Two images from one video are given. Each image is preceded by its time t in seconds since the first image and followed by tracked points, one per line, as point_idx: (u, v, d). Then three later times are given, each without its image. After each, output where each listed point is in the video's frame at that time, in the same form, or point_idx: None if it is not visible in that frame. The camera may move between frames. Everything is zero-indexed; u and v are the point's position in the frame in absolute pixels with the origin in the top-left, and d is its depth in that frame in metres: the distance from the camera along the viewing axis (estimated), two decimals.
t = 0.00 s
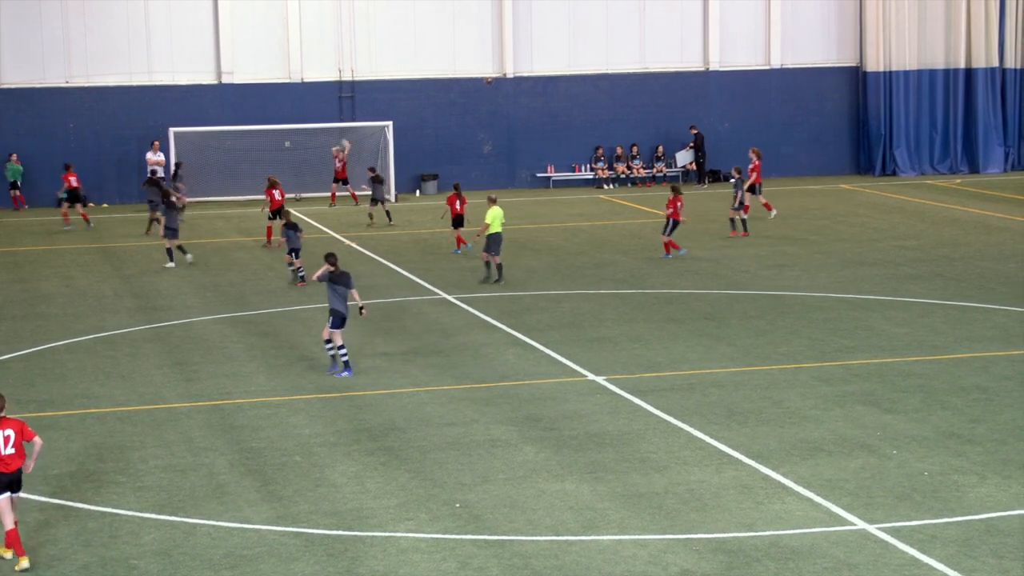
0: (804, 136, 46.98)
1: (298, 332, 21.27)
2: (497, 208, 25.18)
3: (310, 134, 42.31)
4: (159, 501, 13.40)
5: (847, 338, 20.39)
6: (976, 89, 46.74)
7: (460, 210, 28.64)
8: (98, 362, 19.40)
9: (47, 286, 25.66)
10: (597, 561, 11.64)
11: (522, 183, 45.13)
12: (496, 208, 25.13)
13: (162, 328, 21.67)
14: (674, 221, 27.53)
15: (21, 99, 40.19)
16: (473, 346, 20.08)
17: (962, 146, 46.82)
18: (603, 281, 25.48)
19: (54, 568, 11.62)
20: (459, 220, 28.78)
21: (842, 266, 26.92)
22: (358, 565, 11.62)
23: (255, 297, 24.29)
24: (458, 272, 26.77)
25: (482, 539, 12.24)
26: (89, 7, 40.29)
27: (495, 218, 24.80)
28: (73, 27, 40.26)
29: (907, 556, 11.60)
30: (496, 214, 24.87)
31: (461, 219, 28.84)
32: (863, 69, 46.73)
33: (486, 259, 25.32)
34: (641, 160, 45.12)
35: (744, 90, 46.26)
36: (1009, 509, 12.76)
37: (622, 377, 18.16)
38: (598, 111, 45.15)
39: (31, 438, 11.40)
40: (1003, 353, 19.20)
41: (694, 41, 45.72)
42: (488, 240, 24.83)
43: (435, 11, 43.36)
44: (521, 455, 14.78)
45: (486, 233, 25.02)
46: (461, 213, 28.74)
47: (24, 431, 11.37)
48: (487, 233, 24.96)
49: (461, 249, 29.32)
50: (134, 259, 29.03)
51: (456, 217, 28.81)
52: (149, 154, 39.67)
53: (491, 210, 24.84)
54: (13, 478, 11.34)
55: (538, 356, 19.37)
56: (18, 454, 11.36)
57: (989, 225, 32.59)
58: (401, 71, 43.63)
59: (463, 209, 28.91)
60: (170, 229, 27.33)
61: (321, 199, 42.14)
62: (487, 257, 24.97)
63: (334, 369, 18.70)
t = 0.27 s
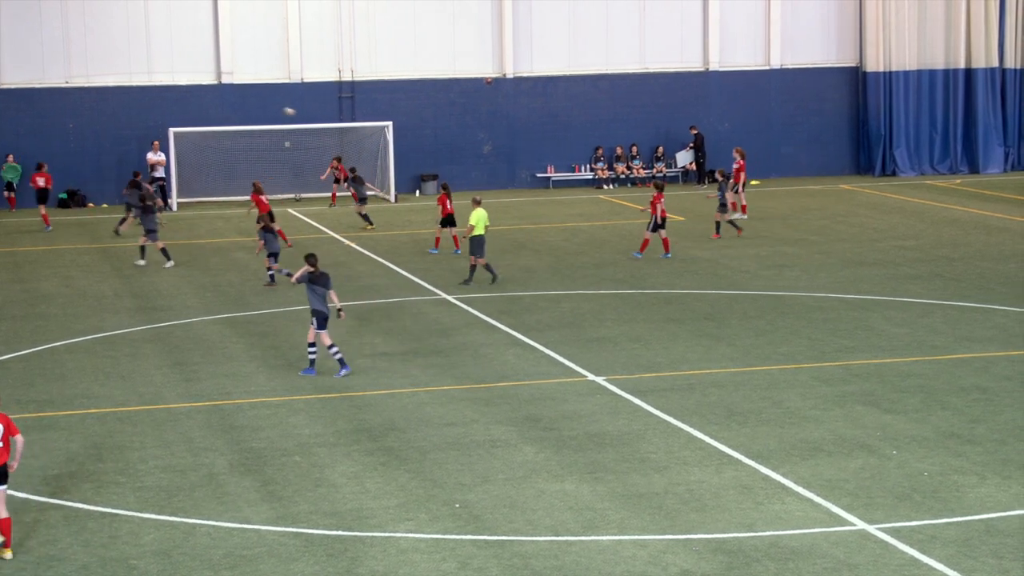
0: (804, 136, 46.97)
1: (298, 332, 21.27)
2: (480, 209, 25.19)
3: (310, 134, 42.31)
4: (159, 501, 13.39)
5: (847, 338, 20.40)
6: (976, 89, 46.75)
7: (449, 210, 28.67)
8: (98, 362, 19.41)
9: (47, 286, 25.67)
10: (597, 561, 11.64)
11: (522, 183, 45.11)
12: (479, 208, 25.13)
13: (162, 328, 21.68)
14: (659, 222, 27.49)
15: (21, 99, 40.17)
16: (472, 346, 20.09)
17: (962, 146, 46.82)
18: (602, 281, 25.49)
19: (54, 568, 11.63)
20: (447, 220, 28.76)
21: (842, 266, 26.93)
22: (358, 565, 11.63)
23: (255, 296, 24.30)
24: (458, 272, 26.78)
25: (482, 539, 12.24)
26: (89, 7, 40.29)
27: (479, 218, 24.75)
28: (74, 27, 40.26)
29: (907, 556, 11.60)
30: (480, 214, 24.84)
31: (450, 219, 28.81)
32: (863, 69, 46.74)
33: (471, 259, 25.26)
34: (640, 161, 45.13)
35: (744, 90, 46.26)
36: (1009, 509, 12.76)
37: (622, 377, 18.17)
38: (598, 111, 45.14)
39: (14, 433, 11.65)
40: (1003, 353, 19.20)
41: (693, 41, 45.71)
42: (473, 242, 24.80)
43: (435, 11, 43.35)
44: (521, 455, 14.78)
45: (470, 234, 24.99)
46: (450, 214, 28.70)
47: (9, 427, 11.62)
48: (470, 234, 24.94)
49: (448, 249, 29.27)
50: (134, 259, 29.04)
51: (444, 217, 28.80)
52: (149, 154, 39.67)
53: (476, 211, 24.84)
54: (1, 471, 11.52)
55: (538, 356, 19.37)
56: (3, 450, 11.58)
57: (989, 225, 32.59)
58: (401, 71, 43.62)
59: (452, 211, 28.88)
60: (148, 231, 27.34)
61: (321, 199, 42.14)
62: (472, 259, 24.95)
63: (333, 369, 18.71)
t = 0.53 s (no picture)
0: (803, 136, 46.98)
1: (298, 332, 21.28)
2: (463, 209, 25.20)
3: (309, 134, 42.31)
4: (159, 502, 13.39)
5: (847, 338, 20.40)
6: (976, 89, 46.76)
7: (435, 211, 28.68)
8: (97, 362, 19.41)
9: (47, 286, 25.67)
10: (596, 561, 11.64)
11: (522, 183, 45.11)
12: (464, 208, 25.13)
13: (161, 329, 21.68)
14: (644, 222, 27.48)
15: (21, 99, 40.16)
16: (472, 346, 20.09)
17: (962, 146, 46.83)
18: (602, 281, 25.49)
19: (54, 568, 11.63)
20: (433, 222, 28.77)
21: (841, 267, 26.93)
22: (357, 565, 11.63)
23: (254, 297, 24.31)
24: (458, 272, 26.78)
25: (481, 539, 12.24)
26: (88, 7, 40.28)
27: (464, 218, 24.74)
28: (73, 27, 40.26)
29: (906, 556, 11.60)
30: (465, 214, 24.84)
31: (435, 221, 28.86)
32: (862, 69, 46.75)
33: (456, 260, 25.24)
34: (640, 161, 45.13)
35: (744, 90, 46.27)
36: (1009, 509, 12.75)
37: (622, 378, 18.17)
38: (597, 111, 45.14)
39: None
40: (1002, 353, 19.20)
41: (693, 41, 45.71)
42: (459, 242, 24.77)
43: (435, 11, 43.36)
44: (520, 455, 14.78)
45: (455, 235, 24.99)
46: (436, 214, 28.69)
47: None
48: (456, 234, 24.93)
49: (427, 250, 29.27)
50: (133, 259, 29.04)
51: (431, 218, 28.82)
52: (149, 154, 39.66)
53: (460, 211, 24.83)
54: None
55: (537, 356, 19.38)
56: None
57: (988, 226, 32.60)
58: (401, 71, 43.61)
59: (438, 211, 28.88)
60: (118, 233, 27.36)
61: (322, 200, 42.14)
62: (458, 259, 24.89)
63: (332, 370, 18.71)
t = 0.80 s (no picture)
0: (803, 136, 46.99)
1: (297, 332, 21.28)
2: (447, 210, 25.14)
3: (309, 134, 42.31)
4: (158, 502, 13.39)
5: (846, 338, 20.40)
6: (975, 90, 46.77)
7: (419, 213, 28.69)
8: (97, 362, 19.41)
9: (46, 286, 25.67)
10: (596, 561, 11.64)
11: (521, 183, 45.10)
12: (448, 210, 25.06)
13: (161, 329, 21.68)
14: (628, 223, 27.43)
15: (21, 99, 40.15)
16: (472, 346, 20.10)
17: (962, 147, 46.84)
18: (602, 281, 25.50)
19: (54, 568, 11.63)
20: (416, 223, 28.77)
21: (840, 267, 26.93)
22: (357, 566, 11.63)
23: (253, 297, 24.31)
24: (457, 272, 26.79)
25: (481, 539, 12.25)
26: (88, 7, 40.28)
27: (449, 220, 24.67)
28: (72, 27, 40.26)
29: (906, 556, 11.61)
30: (449, 215, 24.84)
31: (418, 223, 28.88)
32: (862, 69, 46.77)
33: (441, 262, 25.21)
34: (640, 161, 45.13)
35: (743, 91, 46.27)
36: (1008, 510, 12.76)
37: (621, 378, 18.17)
38: (597, 111, 45.14)
39: None
40: (1001, 353, 19.20)
41: (693, 41, 45.72)
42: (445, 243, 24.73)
43: (434, 11, 43.36)
44: (520, 455, 14.78)
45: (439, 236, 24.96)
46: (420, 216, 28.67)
47: None
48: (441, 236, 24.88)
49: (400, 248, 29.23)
50: (133, 260, 29.05)
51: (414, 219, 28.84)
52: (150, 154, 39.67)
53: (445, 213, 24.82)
54: None
55: (537, 357, 19.38)
56: None
57: (988, 226, 32.60)
58: (401, 71, 43.60)
59: (424, 212, 28.90)
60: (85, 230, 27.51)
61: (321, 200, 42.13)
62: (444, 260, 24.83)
63: (332, 370, 18.71)
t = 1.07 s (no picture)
0: (803, 136, 47.01)
1: (297, 332, 21.28)
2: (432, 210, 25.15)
3: (309, 134, 42.32)
4: (158, 502, 13.39)
5: (846, 339, 20.40)
6: (975, 90, 46.77)
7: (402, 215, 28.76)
8: (96, 362, 19.42)
9: (46, 286, 25.67)
10: (596, 561, 11.64)
11: (521, 183, 45.12)
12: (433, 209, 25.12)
13: (160, 329, 21.68)
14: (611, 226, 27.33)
15: (21, 99, 40.16)
16: (472, 346, 20.10)
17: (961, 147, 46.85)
18: (601, 281, 25.50)
19: (53, 568, 11.62)
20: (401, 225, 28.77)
21: (840, 267, 26.92)
22: (356, 566, 11.63)
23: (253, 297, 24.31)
24: (457, 272, 26.79)
25: (481, 539, 12.25)
26: (88, 8, 40.27)
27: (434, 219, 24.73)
28: (72, 27, 40.25)
29: (906, 556, 11.61)
30: (434, 215, 24.87)
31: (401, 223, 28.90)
32: (861, 69, 46.77)
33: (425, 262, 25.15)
34: (639, 161, 45.15)
35: (743, 91, 46.28)
36: (1008, 510, 12.75)
37: (621, 378, 18.16)
38: (597, 111, 45.14)
39: None
40: (1001, 353, 19.20)
41: (693, 42, 45.71)
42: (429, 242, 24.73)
43: (434, 11, 43.36)
44: (519, 455, 14.79)
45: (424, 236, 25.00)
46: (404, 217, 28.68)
47: None
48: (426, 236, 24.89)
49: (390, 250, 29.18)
50: (133, 260, 29.05)
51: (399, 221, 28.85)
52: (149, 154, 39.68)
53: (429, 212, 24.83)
54: None
55: (537, 357, 19.38)
56: None
57: (987, 226, 32.59)
58: (401, 71, 43.59)
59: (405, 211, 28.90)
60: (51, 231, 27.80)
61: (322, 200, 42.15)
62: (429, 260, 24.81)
63: (331, 370, 18.71)
